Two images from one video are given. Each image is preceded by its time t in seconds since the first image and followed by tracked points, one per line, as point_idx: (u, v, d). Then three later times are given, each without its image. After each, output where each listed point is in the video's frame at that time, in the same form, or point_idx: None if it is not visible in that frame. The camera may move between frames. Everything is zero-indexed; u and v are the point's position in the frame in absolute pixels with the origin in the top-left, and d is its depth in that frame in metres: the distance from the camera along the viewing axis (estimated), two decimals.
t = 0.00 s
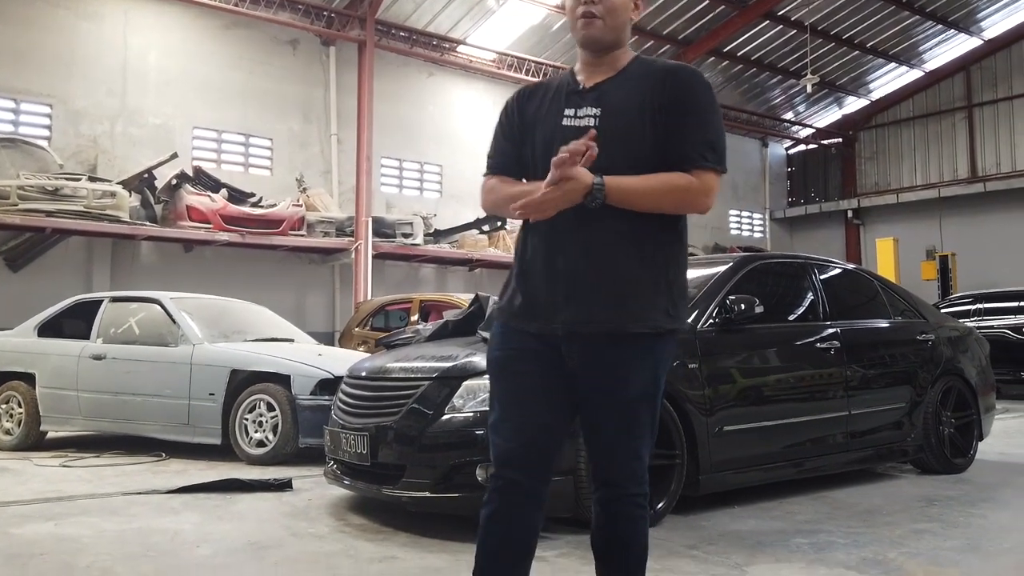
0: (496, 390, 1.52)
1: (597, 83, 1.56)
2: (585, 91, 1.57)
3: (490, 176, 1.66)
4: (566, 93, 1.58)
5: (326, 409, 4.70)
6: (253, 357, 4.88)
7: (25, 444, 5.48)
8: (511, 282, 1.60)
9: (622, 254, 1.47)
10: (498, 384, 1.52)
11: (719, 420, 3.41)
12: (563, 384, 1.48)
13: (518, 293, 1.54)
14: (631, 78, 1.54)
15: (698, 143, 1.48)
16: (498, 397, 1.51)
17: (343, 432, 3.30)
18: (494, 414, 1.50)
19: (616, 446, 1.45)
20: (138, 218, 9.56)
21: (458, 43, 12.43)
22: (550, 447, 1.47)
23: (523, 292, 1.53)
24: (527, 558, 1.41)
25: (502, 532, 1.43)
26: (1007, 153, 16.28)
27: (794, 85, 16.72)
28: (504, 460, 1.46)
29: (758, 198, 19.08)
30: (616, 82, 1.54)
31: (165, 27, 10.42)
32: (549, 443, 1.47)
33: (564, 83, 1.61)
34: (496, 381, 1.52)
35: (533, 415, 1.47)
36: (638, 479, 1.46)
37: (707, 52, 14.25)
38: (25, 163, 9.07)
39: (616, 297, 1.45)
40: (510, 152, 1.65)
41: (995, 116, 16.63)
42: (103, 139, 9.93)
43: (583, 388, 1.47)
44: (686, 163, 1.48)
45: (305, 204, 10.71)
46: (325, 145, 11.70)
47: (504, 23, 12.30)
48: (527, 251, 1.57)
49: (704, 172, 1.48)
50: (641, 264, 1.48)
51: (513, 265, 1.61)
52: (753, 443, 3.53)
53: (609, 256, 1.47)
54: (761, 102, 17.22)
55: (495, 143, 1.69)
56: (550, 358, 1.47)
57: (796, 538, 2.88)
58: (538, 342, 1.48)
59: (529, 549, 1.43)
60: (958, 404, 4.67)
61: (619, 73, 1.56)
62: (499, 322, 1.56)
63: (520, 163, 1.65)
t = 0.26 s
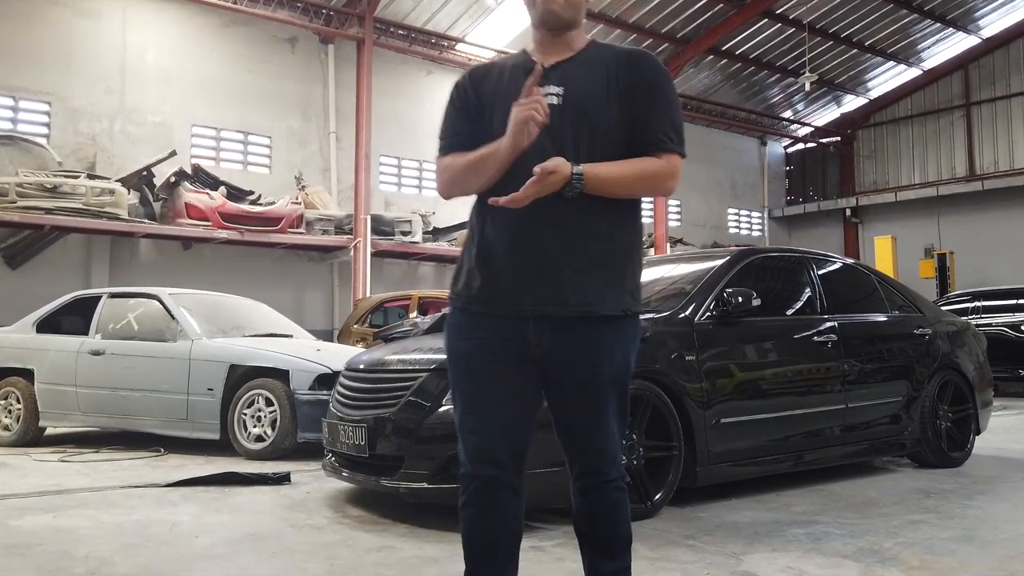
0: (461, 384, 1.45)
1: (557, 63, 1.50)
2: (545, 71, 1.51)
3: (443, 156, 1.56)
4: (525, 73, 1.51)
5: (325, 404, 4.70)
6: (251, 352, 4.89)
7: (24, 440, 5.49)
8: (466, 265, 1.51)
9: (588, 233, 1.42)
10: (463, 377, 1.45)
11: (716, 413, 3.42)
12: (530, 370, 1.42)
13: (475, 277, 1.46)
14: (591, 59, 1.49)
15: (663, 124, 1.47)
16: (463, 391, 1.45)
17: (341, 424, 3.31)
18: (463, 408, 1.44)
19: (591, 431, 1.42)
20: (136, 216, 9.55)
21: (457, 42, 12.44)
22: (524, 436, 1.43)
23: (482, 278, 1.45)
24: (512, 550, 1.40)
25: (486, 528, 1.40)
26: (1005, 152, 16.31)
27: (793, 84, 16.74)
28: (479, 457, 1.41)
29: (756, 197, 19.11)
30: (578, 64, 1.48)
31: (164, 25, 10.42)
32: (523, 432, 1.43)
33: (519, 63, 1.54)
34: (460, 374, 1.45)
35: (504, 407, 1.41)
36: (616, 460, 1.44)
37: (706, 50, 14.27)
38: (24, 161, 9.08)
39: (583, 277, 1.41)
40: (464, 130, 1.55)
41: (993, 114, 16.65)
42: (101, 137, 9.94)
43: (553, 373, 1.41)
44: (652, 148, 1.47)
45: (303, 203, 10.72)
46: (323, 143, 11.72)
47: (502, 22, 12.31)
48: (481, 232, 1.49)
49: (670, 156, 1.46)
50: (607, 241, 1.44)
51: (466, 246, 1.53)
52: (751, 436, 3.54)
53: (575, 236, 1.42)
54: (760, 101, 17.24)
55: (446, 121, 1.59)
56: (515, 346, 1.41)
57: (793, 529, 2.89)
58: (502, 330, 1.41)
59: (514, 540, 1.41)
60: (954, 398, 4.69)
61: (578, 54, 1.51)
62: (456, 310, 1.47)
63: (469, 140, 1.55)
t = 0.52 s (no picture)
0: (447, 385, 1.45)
1: (523, 51, 1.47)
2: (510, 57, 1.47)
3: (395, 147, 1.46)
4: (491, 58, 1.46)
5: (326, 404, 4.70)
6: (253, 352, 4.90)
7: (26, 440, 5.50)
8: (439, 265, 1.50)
9: (565, 227, 1.45)
10: (449, 378, 1.44)
11: (717, 412, 3.42)
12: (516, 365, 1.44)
13: (447, 280, 1.45)
14: (555, 48, 1.49)
15: (625, 116, 1.52)
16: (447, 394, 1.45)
17: (342, 423, 3.32)
18: (449, 412, 1.45)
19: (575, 423, 1.43)
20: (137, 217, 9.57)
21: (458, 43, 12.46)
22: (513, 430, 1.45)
23: (462, 277, 1.43)
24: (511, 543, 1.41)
25: (482, 528, 1.41)
26: (1005, 153, 16.32)
27: (793, 85, 16.75)
28: (471, 457, 1.42)
29: (757, 198, 19.12)
30: (545, 53, 1.47)
31: (166, 25, 10.44)
32: (510, 427, 1.45)
33: (482, 45, 1.48)
34: (443, 378, 1.45)
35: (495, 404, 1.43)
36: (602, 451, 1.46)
37: (706, 52, 14.28)
38: (25, 162, 9.10)
39: (558, 272, 1.43)
40: (420, 116, 1.46)
41: (993, 116, 16.66)
42: (103, 138, 9.95)
43: (534, 369, 1.43)
44: (614, 141, 1.51)
45: (304, 204, 10.73)
46: (324, 144, 11.74)
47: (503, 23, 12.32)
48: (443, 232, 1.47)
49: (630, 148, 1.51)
50: (580, 236, 1.48)
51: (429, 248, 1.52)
52: (752, 436, 3.54)
53: (549, 232, 1.43)
54: (760, 102, 17.26)
55: (396, 106, 1.48)
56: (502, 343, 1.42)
57: (794, 527, 2.89)
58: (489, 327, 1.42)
59: (509, 538, 1.42)
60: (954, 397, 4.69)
61: (542, 42, 1.50)
62: (435, 311, 1.46)
63: (423, 126, 1.46)
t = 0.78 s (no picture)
0: (450, 393, 1.42)
1: (518, 61, 1.50)
2: (506, 68, 1.49)
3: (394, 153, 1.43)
4: (488, 67, 1.47)
5: (326, 419, 4.69)
6: (254, 367, 4.89)
7: (25, 456, 5.48)
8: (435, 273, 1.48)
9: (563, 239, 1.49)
10: (452, 385, 1.42)
11: (720, 426, 3.41)
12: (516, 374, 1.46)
13: (445, 289, 1.44)
14: (546, 59, 1.53)
15: (608, 130, 1.60)
16: (447, 404, 1.43)
17: (343, 437, 3.30)
18: (448, 421, 1.43)
19: (571, 430, 1.46)
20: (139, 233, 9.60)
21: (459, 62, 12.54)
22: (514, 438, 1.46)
23: (464, 284, 1.43)
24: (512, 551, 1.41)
25: (484, 538, 1.40)
26: (1004, 170, 16.37)
27: (792, 103, 16.84)
28: (472, 467, 1.40)
29: (757, 216, 19.16)
30: (539, 64, 1.50)
31: (169, 44, 10.53)
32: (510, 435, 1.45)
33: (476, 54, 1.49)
34: (442, 388, 1.43)
35: (500, 412, 1.43)
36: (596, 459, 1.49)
37: (706, 69, 14.37)
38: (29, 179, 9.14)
39: (556, 281, 1.46)
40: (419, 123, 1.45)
41: (992, 133, 16.73)
42: (106, 154, 10.00)
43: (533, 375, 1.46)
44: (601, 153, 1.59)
45: (306, 220, 10.77)
46: (326, 161, 11.80)
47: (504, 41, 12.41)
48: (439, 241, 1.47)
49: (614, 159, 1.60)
50: (572, 247, 1.52)
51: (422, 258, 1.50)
52: (755, 450, 3.52)
53: (550, 242, 1.46)
54: (760, 120, 17.34)
55: (393, 111, 1.46)
56: (506, 351, 1.43)
57: (798, 541, 2.87)
58: (494, 335, 1.42)
59: (509, 548, 1.41)
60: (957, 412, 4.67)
61: (533, 53, 1.53)
62: (437, 318, 1.44)
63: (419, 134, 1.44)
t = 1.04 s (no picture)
0: (451, 395, 1.43)
1: (517, 69, 1.54)
2: (505, 76, 1.52)
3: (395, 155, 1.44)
4: (488, 74, 1.51)
5: (327, 435, 4.69)
6: (256, 383, 4.90)
7: (25, 473, 5.47)
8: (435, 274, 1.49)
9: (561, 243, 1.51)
10: (453, 387, 1.43)
11: (721, 440, 3.41)
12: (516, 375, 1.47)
13: (447, 290, 1.46)
14: (544, 69, 1.56)
15: (604, 138, 1.63)
16: (450, 404, 1.44)
17: (344, 449, 3.31)
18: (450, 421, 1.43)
19: (569, 430, 1.49)
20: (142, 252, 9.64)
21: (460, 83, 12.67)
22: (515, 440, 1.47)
23: (465, 286, 1.44)
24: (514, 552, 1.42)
25: (486, 540, 1.40)
26: (1003, 190, 16.45)
27: (792, 124, 16.96)
28: (474, 468, 1.41)
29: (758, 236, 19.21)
30: (537, 73, 1.54)
31: (174, 65, 10.64)
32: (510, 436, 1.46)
33: (476, 62, 1.53)
34: (444, 387, 1.43)
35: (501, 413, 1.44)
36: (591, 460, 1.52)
37: (706, 91, 14.50)
38: (33, 199, 9.20)
39: (557, 282, 1.49)
40: (421, 123, 1.45)
41: (991, 154, 16.83)
42: (109, 174, 10.07)
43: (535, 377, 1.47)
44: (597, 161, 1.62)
45: (308, 239, 10.82)
46: (329, 180, 11.87)
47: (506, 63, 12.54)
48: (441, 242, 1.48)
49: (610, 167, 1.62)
50: (570, 251, 1.55)
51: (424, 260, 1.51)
52: (756, 464, 3.52)
53: (550, 244, 1.49)
54: (760, 141, 17.46)
55: (394, 115, 1.47)
56: (507, 352, 1.45)
57: (800, 553, 2.87)
58: (495, 336, 1.43)
59: (509, 549, 1.42)
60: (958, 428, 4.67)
61: (531, 62, 1.57)
62: (438, 320, 1.45)
63: (423, 136, 1.46)
